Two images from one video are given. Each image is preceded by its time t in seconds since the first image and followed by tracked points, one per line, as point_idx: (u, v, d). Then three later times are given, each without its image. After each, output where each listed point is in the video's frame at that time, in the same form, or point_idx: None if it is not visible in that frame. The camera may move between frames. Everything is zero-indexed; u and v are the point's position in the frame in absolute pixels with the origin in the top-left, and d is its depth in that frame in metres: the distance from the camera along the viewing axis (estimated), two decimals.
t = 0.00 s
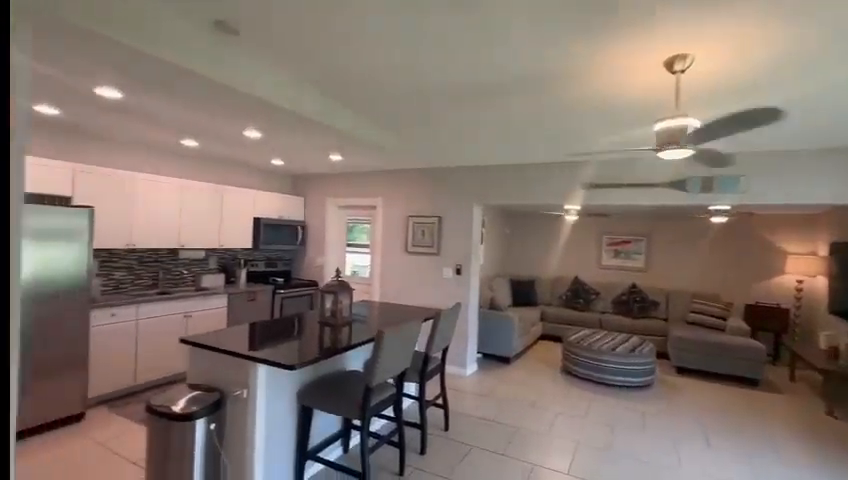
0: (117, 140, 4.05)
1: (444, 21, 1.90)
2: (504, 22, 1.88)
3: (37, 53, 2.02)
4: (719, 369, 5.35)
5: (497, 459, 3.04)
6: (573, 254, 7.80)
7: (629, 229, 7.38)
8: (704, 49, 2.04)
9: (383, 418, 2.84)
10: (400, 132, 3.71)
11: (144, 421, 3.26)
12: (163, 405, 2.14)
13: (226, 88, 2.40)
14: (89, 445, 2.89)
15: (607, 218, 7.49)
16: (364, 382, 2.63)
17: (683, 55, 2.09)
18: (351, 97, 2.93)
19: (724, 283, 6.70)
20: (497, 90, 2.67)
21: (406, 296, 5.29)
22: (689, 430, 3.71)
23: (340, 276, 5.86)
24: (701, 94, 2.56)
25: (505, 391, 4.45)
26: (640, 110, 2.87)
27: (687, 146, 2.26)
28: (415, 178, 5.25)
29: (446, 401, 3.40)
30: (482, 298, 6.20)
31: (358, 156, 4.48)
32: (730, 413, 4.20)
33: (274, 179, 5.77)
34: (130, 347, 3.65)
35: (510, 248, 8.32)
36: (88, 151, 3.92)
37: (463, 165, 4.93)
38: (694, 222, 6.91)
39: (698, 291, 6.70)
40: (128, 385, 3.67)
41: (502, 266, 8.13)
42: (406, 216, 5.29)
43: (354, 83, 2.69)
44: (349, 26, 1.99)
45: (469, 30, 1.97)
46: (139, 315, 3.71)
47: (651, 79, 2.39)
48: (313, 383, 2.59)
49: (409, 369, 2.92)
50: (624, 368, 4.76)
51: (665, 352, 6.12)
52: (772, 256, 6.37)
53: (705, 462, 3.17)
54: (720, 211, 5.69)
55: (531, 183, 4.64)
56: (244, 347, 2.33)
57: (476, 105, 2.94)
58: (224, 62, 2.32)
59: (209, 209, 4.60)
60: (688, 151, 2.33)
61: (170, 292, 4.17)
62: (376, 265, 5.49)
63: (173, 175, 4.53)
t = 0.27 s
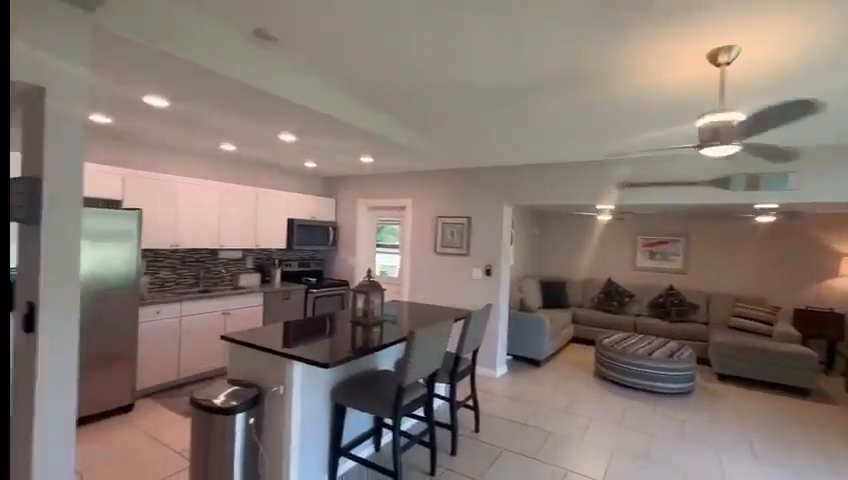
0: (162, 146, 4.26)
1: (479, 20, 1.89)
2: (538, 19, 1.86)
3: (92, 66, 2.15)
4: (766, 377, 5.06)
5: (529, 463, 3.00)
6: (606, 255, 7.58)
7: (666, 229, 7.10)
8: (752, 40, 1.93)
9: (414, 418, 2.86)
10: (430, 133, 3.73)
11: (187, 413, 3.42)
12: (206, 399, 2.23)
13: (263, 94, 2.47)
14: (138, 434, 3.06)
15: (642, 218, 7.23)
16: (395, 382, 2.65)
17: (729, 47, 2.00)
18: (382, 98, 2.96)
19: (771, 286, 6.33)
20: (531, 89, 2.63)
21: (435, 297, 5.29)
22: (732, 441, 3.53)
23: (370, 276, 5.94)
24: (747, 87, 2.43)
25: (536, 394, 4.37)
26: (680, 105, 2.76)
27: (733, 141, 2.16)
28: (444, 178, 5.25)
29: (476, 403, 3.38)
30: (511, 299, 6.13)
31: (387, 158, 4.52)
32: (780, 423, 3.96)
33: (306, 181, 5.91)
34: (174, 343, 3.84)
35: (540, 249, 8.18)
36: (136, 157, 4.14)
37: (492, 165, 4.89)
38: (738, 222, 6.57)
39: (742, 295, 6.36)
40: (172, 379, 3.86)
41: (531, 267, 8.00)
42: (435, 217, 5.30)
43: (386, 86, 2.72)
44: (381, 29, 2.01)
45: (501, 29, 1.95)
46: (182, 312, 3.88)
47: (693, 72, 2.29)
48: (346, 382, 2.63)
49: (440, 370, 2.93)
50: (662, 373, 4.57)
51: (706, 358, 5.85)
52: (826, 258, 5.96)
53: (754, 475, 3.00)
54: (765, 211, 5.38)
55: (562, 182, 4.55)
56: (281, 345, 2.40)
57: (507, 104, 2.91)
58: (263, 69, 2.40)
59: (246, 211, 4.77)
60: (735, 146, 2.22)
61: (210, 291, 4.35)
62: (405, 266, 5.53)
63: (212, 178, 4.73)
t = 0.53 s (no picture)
0: (199, 151, 4.44)
1: (507, 20, 1.87)
2: (567, 17, 1.83)
3: (137, 76, 2.27)
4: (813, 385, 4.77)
5: (558, 468, 2.94)
6: (637, 256, 7.35)
7: (702, 229, 6.82)
8: (799, 30, 1.84)
9: (441, 419, 2.86)
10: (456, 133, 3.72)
11: (222, 408, 3.55)
12: (241, 395, 2.30)
13: (294, 98, 2.54)
14: (176, 427, 3.20)
15: (675, 217, 6.97)
16: (423, 382, 2.66)
17: (773, 38, 1.90)
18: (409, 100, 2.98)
19: (817, 289, 5.98)
20: (560, 87, 2.59)
21: (461, 298, 5.28)
22: (776, 452, 3.35)
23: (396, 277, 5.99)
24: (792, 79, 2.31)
25: (565, 398, 4.29)
26: (718, 100, 2.65)
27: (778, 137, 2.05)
28: (470, 179, 5.23)
29: (503, 405, 3.35)
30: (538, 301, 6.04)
31: (413, 159, 4.54)
32: (828, 435, 3.74)
33: (334, 183, 6.02)
34: (210, 340, 3.99)
35: (567, 250, 8.01)
36: (175, 161, 4.33)
37: (519, 165, 4.83)
38: (781, 222, 6.23)
39: (785, 298, 6.03)
40: (208, 374, 4.01)
41: (559, 268, 7.85)
42: (461, 217, 5.29)
43: (413, 88, 2.73)
44: (409, 32, 2.03)
45: (530, 28, 1.93)
46: (216, 310, 4.03)
47: (733, 66, 2.19)
48: (374, 381, 2.66)
49: (467, 371, 2.92)
50: (698, 380, 4.39)
51: (746, 364, 5.58)
52: None
53: None
54: (812, 210, 5.09)
55: (591, 182, 4.45)
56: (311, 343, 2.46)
57: (536, 103, 2.87)
58: (294, 75, 2.46)
59: (276, 213, 4.90)
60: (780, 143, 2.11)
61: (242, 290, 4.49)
62: (431, 267, 5.54)
63: (245, 181, 4.88)
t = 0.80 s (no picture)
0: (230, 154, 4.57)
1: (537, 16, 1.85)
2: (599, 11, 1.79)
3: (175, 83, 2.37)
4: None
5: (587, 473, 2.88)
6: (670, 257, 7.09)
7: (740, 229, 6.52)
8: None
9: (467, 421, 2.85)
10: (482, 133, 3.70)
11: (254, 403, 3.65)
12: (273, 391, 2.37)
13: (323, 101, 2.59)
14: (211, 420, 3.32)
15: (711, 217, 6.70)
16: (449, 383, 2.66)
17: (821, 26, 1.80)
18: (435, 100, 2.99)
19: None
20: (590, 84, 2.53)
21: (486, 299, 5.24)
22: (823, 465, 3.16)
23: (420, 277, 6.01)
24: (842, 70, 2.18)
25: (594, 402, 4.19)
26: (759, 93, 2.53)
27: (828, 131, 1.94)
28: (495, 179, 5.19)
29: (530, 408, 3.31)
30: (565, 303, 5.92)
31: (439, 160, 4.54)
32: None
33: (359, 184, 6.10)
34: (242, 338, 4.12)
35: (595, 251, 7.82)
36: (209, 164, 4.49)
37: (546, 164, 4.76)
38: (828, 221, 5.88)
39: (833, 303, 5.69)
40: (240, 370, 4.14)
41: (586, 270, 7.67)
42: (486, 218, 5.25)
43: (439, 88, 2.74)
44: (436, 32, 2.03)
45: (560, 23, 1.90)
46: (248, 309, 4.16)
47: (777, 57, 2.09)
48: (401, 381, 2.68)
49: (494, 373, 2.90)
50: (737, 386, 4.20)
51: (788, 371, 5.30)
52: None
53: None
54: None
55: (621, 181, 4.33)
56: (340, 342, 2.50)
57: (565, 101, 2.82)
58: (324, 78, 2.51)
59: (304, 214, 5.00)
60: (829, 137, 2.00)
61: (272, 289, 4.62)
62: (456, 267, 5.53)
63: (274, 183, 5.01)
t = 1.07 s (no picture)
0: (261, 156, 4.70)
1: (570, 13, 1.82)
2: (634, 7, 1.74)
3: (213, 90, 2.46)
4: None
5: None
6: (706, 258, 6.80)
7: (783, 229, 6.19)
8: None
9: (495, 422, 2.83)
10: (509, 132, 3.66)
11: (285, 399, 3.75)
12: (304, 388, 2.42)
13: (353, 104, 2.63)
14: (245, 414, 3.44)
15: (751, 216, 6.38)
16: (477, 384, 2.65)
17: None
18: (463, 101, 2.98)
19: None
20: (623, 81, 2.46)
21: (513, 300, 5.18)
22: None
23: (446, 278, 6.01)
24: None
25: (625, 407, 4.08)
26: (807, 86, 2.40)
27: None
28: (522, 179, 5.12)
29: (559, 411, 3.25)
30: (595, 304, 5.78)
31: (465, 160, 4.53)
32: None
33: (385, 185, 6.15)
34: (273, 335, 4.23)
35: (626, 252, 7.60)
36: (242, 167, 4.64)
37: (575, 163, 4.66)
38: None
39: None
40: (272, 367, 4.26)
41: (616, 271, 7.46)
42: (513, 218, 5.19)
43: (467, 88, 2.73)
44: (465, 33, 2.03)
45: (592, 20, 1.86)
46: (279, 307, 4.27)
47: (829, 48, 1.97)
48: (429, 381, 2.69)
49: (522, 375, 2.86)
50: (779, 395, 3.99)
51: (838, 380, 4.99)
52: None
53: None
54: None
55: (655, 180, 4.20)
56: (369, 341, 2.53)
57: (596, 98, 2.75)
58: (353, 81, 2.55)
59: (332, 215, 5.09)
60: None
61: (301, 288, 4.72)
62: (482, 268, 5.49)
63: (303, 185, 5.13)
